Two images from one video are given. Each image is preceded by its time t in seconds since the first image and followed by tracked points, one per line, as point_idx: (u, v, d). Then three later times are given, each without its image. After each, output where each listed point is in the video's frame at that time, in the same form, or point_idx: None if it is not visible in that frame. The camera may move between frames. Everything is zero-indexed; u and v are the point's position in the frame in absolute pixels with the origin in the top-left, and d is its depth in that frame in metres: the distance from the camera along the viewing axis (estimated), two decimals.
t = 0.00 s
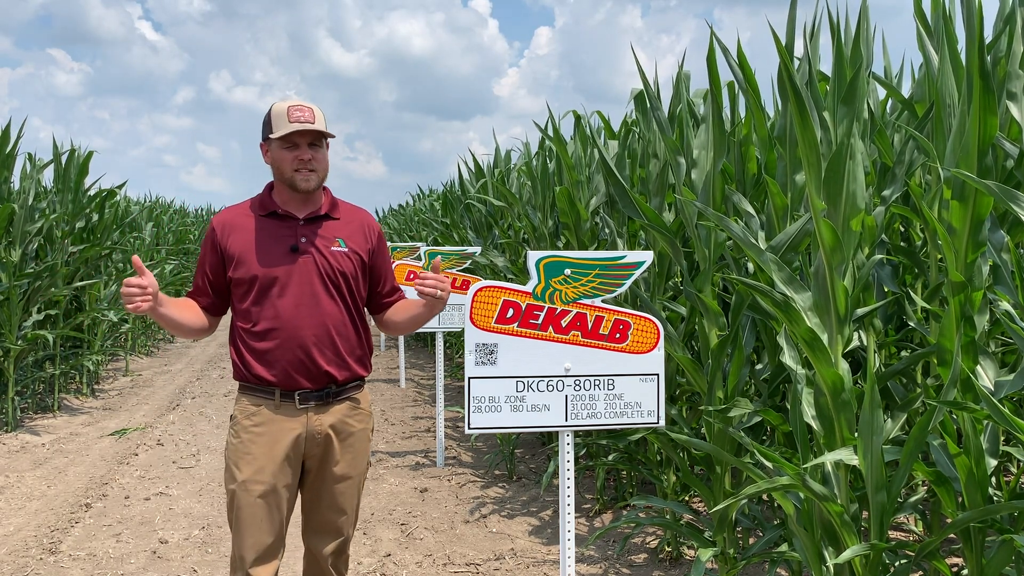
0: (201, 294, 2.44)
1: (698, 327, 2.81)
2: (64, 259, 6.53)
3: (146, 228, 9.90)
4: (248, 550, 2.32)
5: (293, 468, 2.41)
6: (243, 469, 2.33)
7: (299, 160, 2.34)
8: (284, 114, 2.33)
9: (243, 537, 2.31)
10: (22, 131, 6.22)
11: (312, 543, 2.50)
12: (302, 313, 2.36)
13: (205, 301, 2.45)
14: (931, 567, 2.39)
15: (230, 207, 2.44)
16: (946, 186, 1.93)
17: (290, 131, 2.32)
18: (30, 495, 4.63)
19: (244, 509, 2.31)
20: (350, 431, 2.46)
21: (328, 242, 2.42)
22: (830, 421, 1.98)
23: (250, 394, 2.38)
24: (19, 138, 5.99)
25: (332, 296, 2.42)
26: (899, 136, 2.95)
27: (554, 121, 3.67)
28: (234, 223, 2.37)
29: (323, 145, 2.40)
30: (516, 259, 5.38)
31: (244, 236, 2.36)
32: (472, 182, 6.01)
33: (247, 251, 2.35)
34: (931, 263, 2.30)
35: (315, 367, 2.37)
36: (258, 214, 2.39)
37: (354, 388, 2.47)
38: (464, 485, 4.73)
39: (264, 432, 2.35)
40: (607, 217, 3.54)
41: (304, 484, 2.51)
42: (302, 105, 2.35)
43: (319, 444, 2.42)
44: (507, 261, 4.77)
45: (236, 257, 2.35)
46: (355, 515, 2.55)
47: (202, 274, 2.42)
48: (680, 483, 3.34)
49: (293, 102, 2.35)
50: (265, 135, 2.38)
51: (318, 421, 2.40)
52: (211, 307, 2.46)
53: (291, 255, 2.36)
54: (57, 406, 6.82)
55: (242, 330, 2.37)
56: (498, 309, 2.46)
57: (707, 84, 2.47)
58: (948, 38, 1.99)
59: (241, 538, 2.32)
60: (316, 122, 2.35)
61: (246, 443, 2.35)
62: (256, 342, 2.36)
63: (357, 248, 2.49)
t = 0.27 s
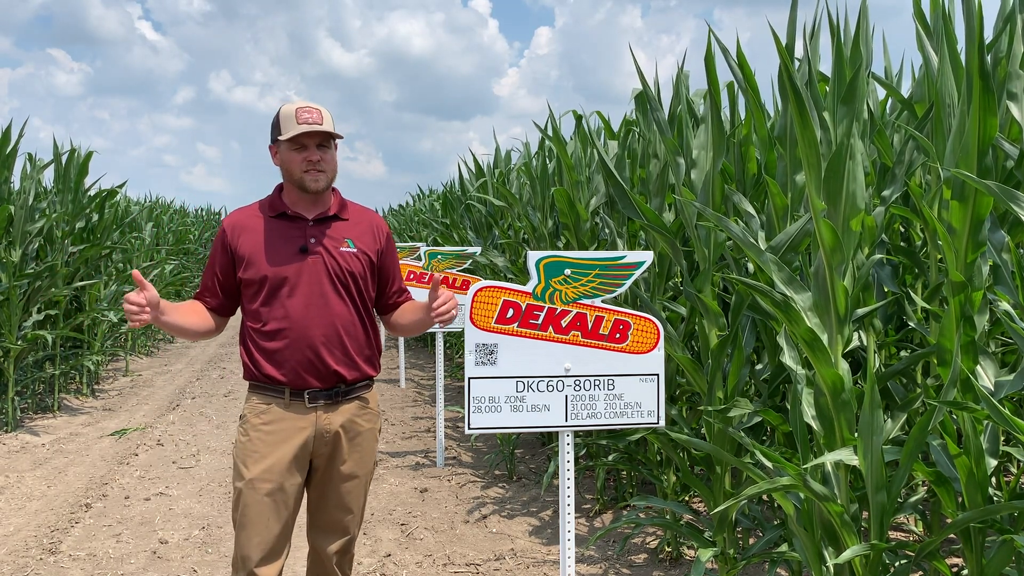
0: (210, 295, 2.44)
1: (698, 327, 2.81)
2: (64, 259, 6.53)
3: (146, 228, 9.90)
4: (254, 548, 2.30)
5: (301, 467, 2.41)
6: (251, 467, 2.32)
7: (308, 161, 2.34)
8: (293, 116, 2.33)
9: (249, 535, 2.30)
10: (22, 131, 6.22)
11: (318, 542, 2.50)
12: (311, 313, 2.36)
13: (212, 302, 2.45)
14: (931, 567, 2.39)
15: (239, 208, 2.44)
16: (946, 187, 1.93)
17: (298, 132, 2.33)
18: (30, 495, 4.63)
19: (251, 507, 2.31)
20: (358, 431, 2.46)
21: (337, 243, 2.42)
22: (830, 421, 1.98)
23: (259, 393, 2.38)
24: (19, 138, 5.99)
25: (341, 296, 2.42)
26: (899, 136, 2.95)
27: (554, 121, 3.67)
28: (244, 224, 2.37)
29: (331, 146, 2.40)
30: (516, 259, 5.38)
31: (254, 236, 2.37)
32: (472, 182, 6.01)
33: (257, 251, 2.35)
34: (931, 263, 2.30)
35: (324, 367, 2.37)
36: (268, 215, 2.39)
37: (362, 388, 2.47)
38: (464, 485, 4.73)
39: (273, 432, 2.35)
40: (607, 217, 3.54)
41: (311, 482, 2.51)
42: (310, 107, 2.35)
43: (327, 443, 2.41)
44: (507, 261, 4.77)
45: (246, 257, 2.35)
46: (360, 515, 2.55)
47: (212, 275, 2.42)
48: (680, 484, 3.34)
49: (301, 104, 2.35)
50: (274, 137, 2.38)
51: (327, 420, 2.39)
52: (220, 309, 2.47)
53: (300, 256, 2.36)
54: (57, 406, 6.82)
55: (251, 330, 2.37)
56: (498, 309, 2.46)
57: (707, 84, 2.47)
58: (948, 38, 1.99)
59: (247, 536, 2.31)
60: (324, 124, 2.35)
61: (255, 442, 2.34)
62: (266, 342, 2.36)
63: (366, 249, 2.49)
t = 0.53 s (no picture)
0: (212, 294, 2.44)
1: (698, 327, 2.81)
2: (64, 259, 6.53)
3: (145, 228, 9.90)
4: (255, 548, 2.30)
5: (303, 466, 2.41)
6: (253, 465, 2.32)
7: (312, 162, 2.34)
8: (297, 117, 2.33)
9: (249, 534, 2.30)
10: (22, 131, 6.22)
11: (319, 541, 2.50)
12: (314, 313, 2.36)
13: (213, 300, 2.44)
14: (931, 567, 2.39)
15: (243, 208, 2.44)
16: (946, 187, 1.93)
17: (303, 133, 2.32)
18: (30, 495, 4.63)
19: (253, 506, 2.31)
20: (360, 430, 2.47)
21: (340, 244, 2.42)
22: (830, 421, 1.98)
23: (262, 392, 2.38)
24: (19, 138, 5.99)
25: (343, 296, 2.42)
26: (899, 136, 2.96)
27: (554, 121, 3.67)
28: (248, 225, 2.37)
29: (335, 147, 2.40)
30: (516, 259, 5.39)
31: (258, 236, 2.37)
32: (472, 182, 6.01)
33: (261, 252, 2.35)
34: (931, 263, 2.30)
35: (327, 367, 2.37)
36: (271, 215, 2.39)
37: (365, 387, 2.47)
38: (464, 485, 4.73)
39: (275, 431, 2.35)
40: (607, 217, 3.54)
41: (313, 482, 2.51)
42: (314, 107, 2.35)
43: (329, 442, 2.41)
44: (507, 261, 4.77)
45: (249, 258, 2.35)
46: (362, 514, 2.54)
47: (215, 275, 2.41)
48: (680, 484, 3.34)
49: (305, 104, 2.35)
50: (279, 137, 2.38)
51: (328, 419, 2.39)
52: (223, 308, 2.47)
53: (303, 256, 2.36)
54: (57, 406, 6.82)
55: (254, 330, 2.37)
56: (498, 309, 2.46)
57: (707, 84, 2.47)
58: (948, 38, 1.99)
59: (247, 537, 2.30)
60: (328, 124, 2.35)
61: (257, 440, 2.34)
62: (268, 342, 2.36)
63: (369, 250, 2.49)
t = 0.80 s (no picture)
0: (213, 295, 2.45)
1: (698, 327, 2.81)
2: (64, 259, 6.53)
3: (145, 228, 9.89)
4: (252, 548, 2.29)
5: (300, 466, 2.40)
6: (249, 466, 2.31)
7: (310, 161, 2.34)
8: (296, 115, 2.33)
9: (245, 535, 2.29)
10: (22, 131, 6.21)
11: (318, 541, 2.50)
12: (312, 313, 2.36)
13: (217, 303, 2.46)
14: (932, 567, 2.39)
15: (241, 208, 2.44)
16: (945, 187, 1.93)
17: (302, 132, 2.32)
18: (30, 495, 4.63)
19: (249, 506, 2.30)
20: (358, 431, 2.47)
21: (338, 244, 2.42)
22: (830, 422, 1.97)
23: (260, 392, 2.38)
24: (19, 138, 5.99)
25: (341, 297, 2.42)
26: (899, 136, 2.96)
27: (554, 121, 3.67)
28: (246, 224, 2.37)
29: (334, 147, 2.40)
30: (516, 259, 5.39)
31: (256, 236, 2.36)
32: (472, 182, 6.01)
33: (259, 252, 2.35)
34: (931, 263, 2.30)
35: (324, 367, 2.37)
36: (269, 215, 2.39)
37: (362, 387, 2.47)
38: (464, 485, 4.73)
39: (272, 431, 2.35)
40: (607, 217, 3.54)
41: (311, 482, 2.51)
42: (314, 106, 2.35)
43: (326, 442, 2.41)
44: (507, 261, 4.77)
45: (247, 257, 2.35)
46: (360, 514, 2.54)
47: (213, 275, 2.42)
48: (680, 484, 3.34)
49: (306, 103, 2.35)
50: (278, 135, 2.38)
51: (325, 419, 2.40)
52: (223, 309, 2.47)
53: (301, 256, 2.36)
54: (57, 406, 6.82)
55: (252, 330, 2.37)
56: (498, 309, 2.46)
57: (707, 84, 2.47)
58: (948, 38, 1.99)
59: (244, 538, 2.29)
60: (328, 124, 2.35)
61: (253, 441, 2.34)
62: (266, 342, 2.36)
63: (367, 250, 2.49)
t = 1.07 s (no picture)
0: (205, 296, 2.44)
1: (698, 327, 2.81)
2: (64, 259, 6.53)
3: (145, 228, 9.89)
4: (246, 550, 2.29)
5: (294, 467, 2.40)
6: (242, 467, 2.31)
7: (305, 160, 2.35)
8: (295, 113, 2.33)
9: (239, 536, 2.28)
10: (22, 131, 6.21)
11: (314, 543, 2.50)
12: (304, 314, 2.36)
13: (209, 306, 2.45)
14: (932, 567, 2.39)
15: (234, 207, 2.43)
16: (945, 187, 1.93)
17: (298, 129, 2.32)
18: (30, 495, 4.63)
19: (243, 507, 2.29)
20: (352, 431, 2.47)
21: (330, 244, 2.42)
22: (830, 422, 1.97)
23: (252, 392, 2.38)
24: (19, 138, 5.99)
25: (334, 297, 2.42)
26: (898, 136, 2.96)
27: (554, 121, 3.67)
28: (238, 224, 2.37)
29: (330, 148, 2.39)
30: (516, 259, 5.39)
31: (248, 236, 2.36)
32: (472, 182, 6.01)
33: (251, 252, 2.34)
34: (931, 263, 2.30)
35: (317, 367, 2.37)
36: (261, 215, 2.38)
37: (355, 388, 2.47)
38: (464, 485, 4.73)
39: (265, 431, 2.34)
40: (607, 217, 3.54)
41: (305, 483, 2.51)
42: (314, 106, 2.35)
43: (319, 443, 2.41)
44: (507, 261, 4.77)
45: (239, 258, 2.35)
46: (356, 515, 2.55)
47: (205, 276, 2.41)
48: (679, 484, 3.34)
49: (306, 102, 2.35)
50: (275, 131, 2.38)
51: (318, 420, 2.40)
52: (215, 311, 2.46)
53: (293, 257, 2.36)
54: (57, 406, 6.82)
55: (244, 330, 2.37)
56: (498, 309, 2.46)
57: (707, 84, 2.47)
58: (948, 37, 1.99)
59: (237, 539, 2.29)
60: (326, 125, 2.35)
61: (246, 442, 2.33)
62: (258, 342, 2.36)
63: (359, 251, 2.49)
